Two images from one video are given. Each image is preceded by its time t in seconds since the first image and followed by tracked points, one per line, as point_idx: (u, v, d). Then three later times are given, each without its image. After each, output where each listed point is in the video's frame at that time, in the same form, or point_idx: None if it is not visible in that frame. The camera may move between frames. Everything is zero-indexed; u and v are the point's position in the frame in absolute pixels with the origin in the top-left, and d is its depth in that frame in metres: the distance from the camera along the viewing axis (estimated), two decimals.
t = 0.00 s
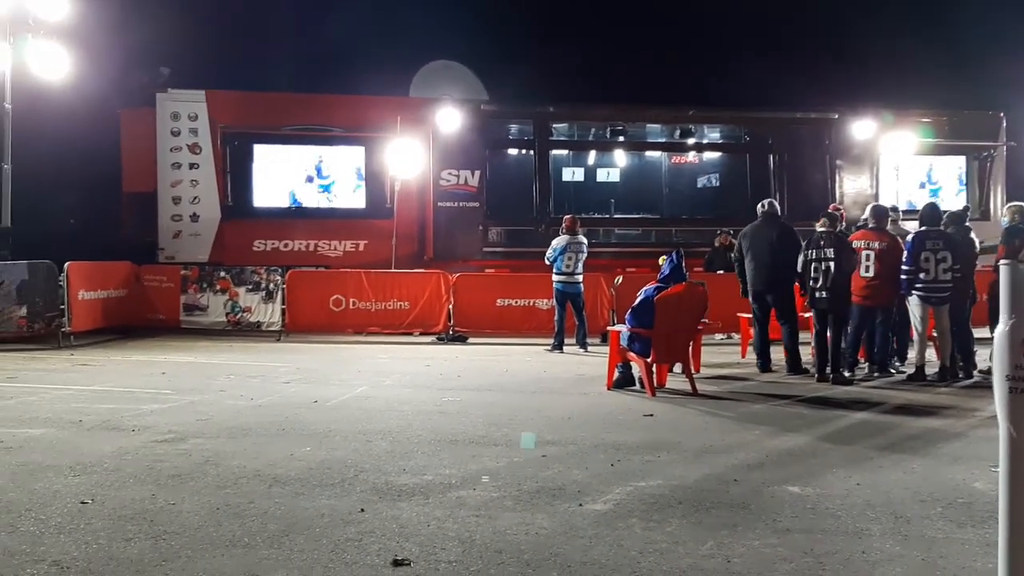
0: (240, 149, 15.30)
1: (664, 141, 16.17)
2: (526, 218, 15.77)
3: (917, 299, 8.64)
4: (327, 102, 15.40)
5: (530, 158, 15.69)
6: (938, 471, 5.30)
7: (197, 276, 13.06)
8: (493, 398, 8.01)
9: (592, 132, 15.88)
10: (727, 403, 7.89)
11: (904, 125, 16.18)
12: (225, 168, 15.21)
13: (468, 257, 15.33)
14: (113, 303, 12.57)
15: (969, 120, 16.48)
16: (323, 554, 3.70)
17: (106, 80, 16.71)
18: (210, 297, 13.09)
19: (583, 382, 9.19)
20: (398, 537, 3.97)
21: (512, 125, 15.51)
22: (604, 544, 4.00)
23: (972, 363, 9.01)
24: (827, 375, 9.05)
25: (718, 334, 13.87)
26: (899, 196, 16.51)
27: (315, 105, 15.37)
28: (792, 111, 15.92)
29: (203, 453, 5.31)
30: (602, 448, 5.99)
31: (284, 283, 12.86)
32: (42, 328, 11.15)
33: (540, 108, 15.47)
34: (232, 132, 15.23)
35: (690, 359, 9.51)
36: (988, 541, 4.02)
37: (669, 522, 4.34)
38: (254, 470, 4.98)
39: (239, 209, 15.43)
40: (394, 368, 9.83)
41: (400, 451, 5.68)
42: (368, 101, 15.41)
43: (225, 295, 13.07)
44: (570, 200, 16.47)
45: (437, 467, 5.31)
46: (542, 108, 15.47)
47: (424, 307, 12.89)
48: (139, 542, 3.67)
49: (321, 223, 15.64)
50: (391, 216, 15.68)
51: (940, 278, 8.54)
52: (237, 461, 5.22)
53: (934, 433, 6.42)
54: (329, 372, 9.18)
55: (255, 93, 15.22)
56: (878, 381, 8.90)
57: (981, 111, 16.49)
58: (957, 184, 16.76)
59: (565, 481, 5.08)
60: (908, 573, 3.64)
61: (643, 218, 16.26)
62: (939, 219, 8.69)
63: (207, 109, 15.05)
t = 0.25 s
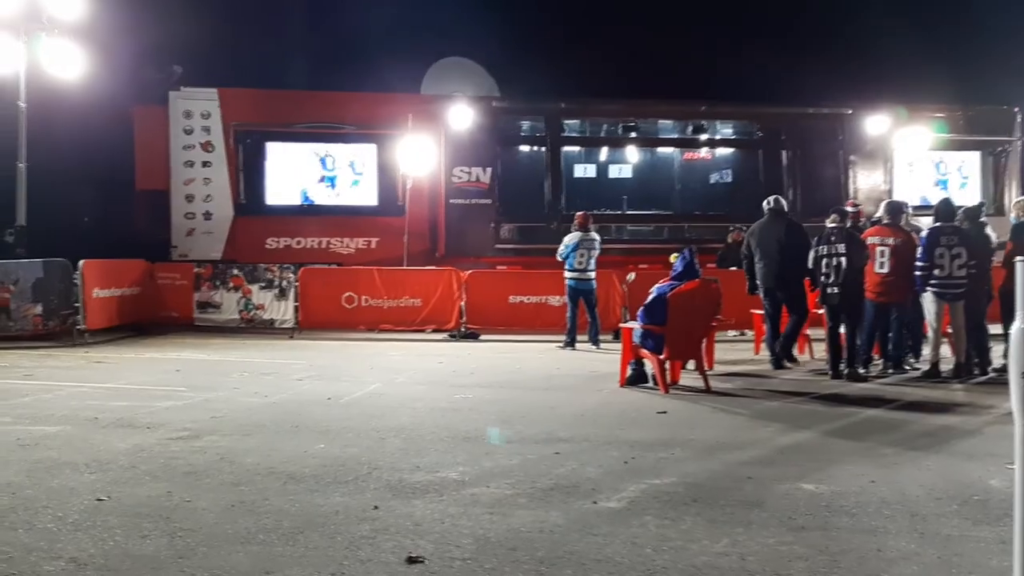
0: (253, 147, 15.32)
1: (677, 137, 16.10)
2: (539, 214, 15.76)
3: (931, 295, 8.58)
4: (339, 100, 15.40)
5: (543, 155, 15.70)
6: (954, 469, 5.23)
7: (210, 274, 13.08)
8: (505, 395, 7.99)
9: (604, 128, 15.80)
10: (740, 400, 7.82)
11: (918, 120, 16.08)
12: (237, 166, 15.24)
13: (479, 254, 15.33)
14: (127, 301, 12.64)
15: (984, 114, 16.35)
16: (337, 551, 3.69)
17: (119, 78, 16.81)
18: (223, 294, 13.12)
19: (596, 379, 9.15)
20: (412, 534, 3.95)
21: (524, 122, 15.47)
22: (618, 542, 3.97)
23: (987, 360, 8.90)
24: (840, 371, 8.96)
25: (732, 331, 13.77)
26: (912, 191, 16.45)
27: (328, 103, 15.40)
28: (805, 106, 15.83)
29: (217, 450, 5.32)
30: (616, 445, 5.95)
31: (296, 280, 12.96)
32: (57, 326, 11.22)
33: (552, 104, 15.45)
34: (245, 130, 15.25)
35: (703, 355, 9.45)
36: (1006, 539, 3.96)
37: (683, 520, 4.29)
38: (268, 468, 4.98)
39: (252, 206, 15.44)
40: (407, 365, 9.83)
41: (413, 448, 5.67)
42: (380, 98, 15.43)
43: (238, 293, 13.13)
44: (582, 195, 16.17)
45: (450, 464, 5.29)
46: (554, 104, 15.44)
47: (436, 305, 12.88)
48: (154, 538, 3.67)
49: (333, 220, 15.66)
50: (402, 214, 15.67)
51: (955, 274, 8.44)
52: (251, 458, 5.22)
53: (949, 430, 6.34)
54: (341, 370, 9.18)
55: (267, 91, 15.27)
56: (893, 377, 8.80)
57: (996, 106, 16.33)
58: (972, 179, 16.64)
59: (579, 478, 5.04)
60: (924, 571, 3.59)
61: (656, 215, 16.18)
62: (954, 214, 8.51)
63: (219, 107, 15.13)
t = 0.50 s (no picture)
0: (270, 148, 15.38)
1: (694, 137, 16.03)
2: (554, 214, 15.73)
3: (950, 295, 8.40)
4: (356, 101, 15.46)
5: (558, 155, 15.64)
6: (973, 470, 5.16)
7: (228, 274, 13.16)
8: (521, 395, 7.98)
9: (620, 128, 15.78)
10: (757, 400, 7.76)
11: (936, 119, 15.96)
12: (255, 167, 15.33)
13: (495, 254, 15.34)
14: (146, 301, 12.75)
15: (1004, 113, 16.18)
16: (353, 551, 3.70)
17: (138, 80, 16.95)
18: (241, 294, 13.19)
19: (613, 380, 9.12)
20: (428, 535, 3.95)
21: (539, 122, 15.43)
22: (634, 544, 3.94)
23: (1008, 361, 8.75)
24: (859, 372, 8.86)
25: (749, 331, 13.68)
26: (931, 190, 16.27)
27: (345, 104, 15.46)
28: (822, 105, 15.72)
29: (235, 450, 5.34)
30: (632, 446, 5.92)
31: (312, 280, 13.04)
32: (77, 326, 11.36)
33: (568, 104, 15.44)
34: (262, 131, 15.31)
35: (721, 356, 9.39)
36: None
37: (699, 521, 4.27)
38: (285, 468, 5.00)
39: (270, 207, 15.52)
40: (423, 365, 9.84)
41: (429, 449, 5.67)
42: (396, 99, 15.47)
43: (255, 293, 13.21)
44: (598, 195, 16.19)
45: (467, 465, 5.29)
46: (570, 104, 15.43)
47: (452, 305, 12.89)
48: (173, 538, 3.69)
49: (350, 221, 15.71)
50: (418, 213, 15.70)
51: (974, 273, 8.30)
52: (268, 458, 5.24)
53: (968, 431, 6.25)
54: (358, 370, 9.20)
55: (284, 92, 15.33)
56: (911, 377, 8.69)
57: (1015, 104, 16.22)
58: (991, 179, 16.51)
59: (595, 479, 5.02)
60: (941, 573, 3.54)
61: (673, 215, 16.12)
62: (973, 214, 8.45)
63: (237, 109, 15.22)
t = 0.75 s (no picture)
0: (296, 150, 15.52)
1: (720, 136, 15.90)
2: (579, 215, 15.65)
3: (980, 295, 8.26)
4: (382, 103, 15.55)
5: (583, 155, 15.58)
6: (1006, 472, 5.06)
7: (255, 275, 13.29)
8: (546, 396, 7.95)
9: (644, 128, 15.64)
10: (786, 401, 7.66)
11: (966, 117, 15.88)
12: (282, 169, 15.47)
13: (521, 255, 15.33)
14: (175, 302, 12.90)
15: None
16: (379, 551, 3.70)
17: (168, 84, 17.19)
18: (268, 295, 13.31)
19: (639, 380, 9.05)
20: (454, 535, 3.95)
21: (564, 122, 15.43)
22: (660, 545, 3.90)
23: None
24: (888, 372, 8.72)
25: (777, 332, 13.52)
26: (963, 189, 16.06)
27: (371, 105, 15.56)
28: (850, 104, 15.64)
29: (262, 449, 5.38)
30: (658, 448, 5.86)
31: (339, 281, 13.09)
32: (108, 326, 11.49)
33: (594, 104, 15.45)
34: (289, 133, 15.45)
35: (748, 356, 9.28)
36: None
37: (726, 523, 4.21)
38: (312, 467, 5.02)
39: (296, 209, 15.66)
40: (448, 366, 9.86)
41: (455, 449, 5.67)
42: (422, 101, 15.54)
43: (282, 294, 13.31)
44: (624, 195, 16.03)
45: (492, 466, 5.27)
46: (595, 104, 15.43)
47: (478, 305, 12.89)
48: (202, 537, 3.72)
49: (375, 222, 15.79)
50: (444, 214, 15.74)
51: (1005, 273, 8.17)
52: (295, 458, 5.27)
53: (1002, 433, 6.13)
54: (384, 370, 9.24)
55: (311, 95, 15.47)
56: (943, 379, 8.53)
57: None
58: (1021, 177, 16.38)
59: (621, 481, 4.98)
60: None
61: (699, 215, 15.98)
62: (1003, 213, 8.29)
63: (264, 111, 15.37)
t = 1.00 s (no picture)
0: (314, 149, 15.57)
1: (739, 134, 15.82)
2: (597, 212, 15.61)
3: (1003, 295, 8.06)
4: (399, 102, 15.57)
5: (601, 153, 15.57)
6: None
7: (274, 274, 13.35)
8: (564, 395, 7.91)
9: (664, 126, 15.66)
10: (805, 401, 7.57)
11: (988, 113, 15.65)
12: (299, 167, 15.54)
13: (539, 254, 15.29)
14: (194, 300, 12.99)
15: None
16: (397, 550, 3.69)
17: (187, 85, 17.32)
18: (286, 294, 13.37)
19: (657, 379, 8.99)
20: (472, 535, 3.92)
21: (582, 120, 15.40)
22: (679, 546, 3.85)
23: None
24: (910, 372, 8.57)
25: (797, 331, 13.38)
26: (985, 186, 15.87)
27: (388, 104, 15.57)
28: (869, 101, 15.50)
29: (280, 448, 5.39)
30: (677, 447, 5.81)
31: (356, 280, 13.16)
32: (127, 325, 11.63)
33: (611, 102, 15.41)
34: (307, 132, 15.51)
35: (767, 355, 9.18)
36: None
37: (745, 524, 4.15)
38: (331, 466, 5.02)
39: (313, 208, 15.68)
40: (465, 364, 9.84)
41: (473, 448, 5.64)
42: (439, 99, 15.52)
43: (300, 292, 13.38)
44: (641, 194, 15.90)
45: (510, 465, 5.24)
46: (613, 102, 15.39)
47: (495, 304, 12.87)
48: (220, 535, 3.72)
49: (393, 220, 15.79)
50: (461, 212, 15.71)
51: None
52: (313, 456, 5.27)
53: None
54: (401, 369, 9.24)
55: (328, 94, 15.52)
56: (966, 379, 8.37)
57: None
58: None
59: (640, 481, 4.93)
60: None
61: (717, 213, 15.82)
62: None
63: (282, 110, 15.44)
